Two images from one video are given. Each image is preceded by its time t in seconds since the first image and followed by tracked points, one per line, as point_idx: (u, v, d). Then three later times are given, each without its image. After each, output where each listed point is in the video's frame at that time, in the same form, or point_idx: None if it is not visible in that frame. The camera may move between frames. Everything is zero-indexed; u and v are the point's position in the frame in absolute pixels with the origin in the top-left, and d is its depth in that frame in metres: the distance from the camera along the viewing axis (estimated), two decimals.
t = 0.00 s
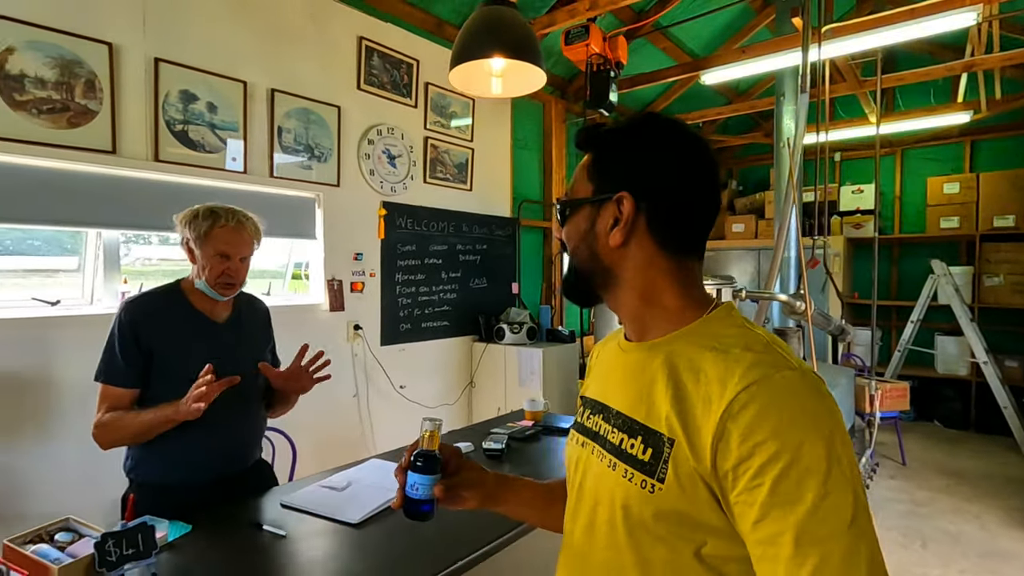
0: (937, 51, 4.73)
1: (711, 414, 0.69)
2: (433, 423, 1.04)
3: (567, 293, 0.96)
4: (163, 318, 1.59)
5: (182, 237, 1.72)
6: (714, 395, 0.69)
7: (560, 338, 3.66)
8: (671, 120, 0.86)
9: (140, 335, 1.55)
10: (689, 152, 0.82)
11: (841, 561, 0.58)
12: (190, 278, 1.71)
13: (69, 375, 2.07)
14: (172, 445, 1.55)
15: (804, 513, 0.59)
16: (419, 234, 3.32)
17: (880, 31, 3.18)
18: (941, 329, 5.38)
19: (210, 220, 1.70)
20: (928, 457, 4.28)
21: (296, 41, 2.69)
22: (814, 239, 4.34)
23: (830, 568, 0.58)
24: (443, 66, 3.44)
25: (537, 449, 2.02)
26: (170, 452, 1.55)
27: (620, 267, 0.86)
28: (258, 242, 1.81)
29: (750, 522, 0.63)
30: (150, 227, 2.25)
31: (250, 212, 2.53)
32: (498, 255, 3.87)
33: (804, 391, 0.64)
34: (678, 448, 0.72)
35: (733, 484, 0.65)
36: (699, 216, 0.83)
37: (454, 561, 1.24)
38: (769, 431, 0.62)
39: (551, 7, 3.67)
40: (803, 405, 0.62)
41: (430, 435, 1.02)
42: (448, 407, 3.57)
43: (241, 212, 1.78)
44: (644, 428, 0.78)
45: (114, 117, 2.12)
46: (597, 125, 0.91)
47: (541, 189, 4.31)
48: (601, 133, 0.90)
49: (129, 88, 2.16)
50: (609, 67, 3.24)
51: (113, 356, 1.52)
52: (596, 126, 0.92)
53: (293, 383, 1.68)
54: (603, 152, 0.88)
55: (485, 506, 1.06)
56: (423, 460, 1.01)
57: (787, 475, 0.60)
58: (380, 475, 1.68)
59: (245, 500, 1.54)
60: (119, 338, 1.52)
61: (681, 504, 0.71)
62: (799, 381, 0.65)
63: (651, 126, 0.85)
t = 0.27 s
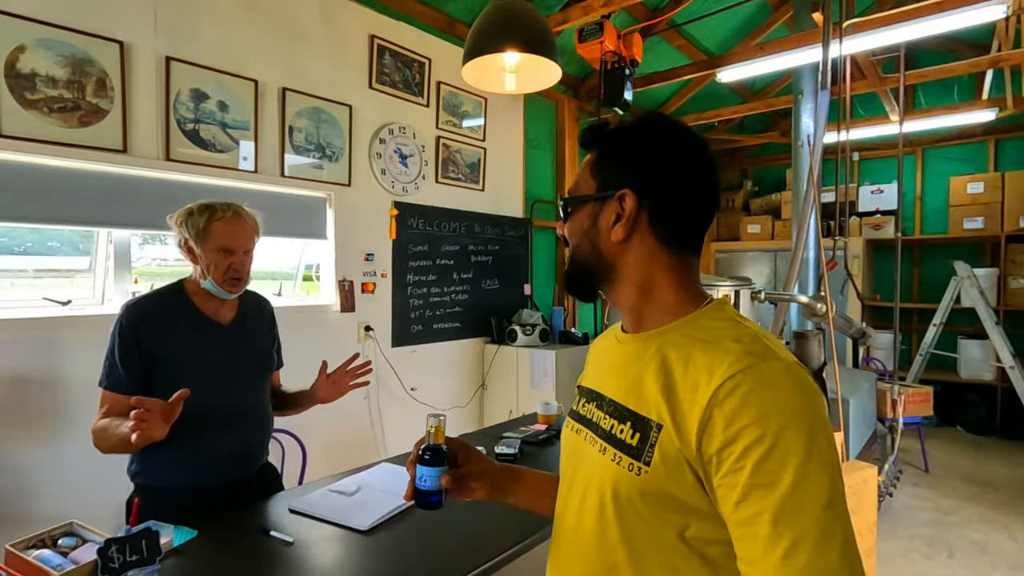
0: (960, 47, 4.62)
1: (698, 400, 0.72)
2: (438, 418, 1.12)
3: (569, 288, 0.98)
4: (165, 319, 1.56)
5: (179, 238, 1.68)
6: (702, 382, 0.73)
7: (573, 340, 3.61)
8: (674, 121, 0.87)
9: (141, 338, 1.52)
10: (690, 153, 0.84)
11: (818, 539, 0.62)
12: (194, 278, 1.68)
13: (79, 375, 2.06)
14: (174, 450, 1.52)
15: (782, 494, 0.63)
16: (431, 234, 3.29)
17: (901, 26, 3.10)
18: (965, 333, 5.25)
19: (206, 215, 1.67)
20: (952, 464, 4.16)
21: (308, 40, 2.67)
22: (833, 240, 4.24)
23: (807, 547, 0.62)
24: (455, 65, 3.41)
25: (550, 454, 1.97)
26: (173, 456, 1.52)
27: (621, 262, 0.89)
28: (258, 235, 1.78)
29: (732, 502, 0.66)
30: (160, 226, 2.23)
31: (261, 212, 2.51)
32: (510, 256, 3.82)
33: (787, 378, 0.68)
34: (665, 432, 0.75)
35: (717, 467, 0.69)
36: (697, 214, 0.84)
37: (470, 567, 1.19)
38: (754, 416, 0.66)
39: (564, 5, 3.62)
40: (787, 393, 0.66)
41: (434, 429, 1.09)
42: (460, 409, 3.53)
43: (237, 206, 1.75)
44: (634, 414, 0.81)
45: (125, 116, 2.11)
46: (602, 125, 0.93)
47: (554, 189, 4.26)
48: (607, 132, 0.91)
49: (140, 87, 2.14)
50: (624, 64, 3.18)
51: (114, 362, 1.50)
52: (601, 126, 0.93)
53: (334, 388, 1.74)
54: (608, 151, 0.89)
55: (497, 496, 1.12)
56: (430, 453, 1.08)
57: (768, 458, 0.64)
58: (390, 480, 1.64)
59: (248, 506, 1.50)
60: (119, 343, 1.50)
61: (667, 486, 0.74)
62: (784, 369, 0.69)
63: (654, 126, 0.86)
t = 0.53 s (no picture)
0: (978, 45, 4.51)
1: (666, 398, 0.76)
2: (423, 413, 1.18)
3: (555, 290, 1.02)
4: (160, 323, 1.52)
5: (171, 240, 1.64)
6: (671, 381, 0.77)
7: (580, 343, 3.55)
8: (644, 129, 0.91)
9: (137, 343, 1.48)
10: (662, 157, 0.88)
11: (776, 526, 0.66)
12: (190, 280, 1.64)
13: (77, 377, 2.03)
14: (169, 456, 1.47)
15: (744, 485, 0.67)
16: (435, 235, 3.25)
17: (919, 21, 3.01)
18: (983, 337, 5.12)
19: (193, 217, 1.61)
20: (970, 472, 4.04)
21: (312, 38, 2.64)
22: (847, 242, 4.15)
23: (766, 529, 0.66)
24: (461, 64, 3.37)
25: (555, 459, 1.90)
26: (168, 462, 1.47)
27: (601, 263, 0.92)
28: (250, 232, 1.72)
29: (699, 493, 0.71)
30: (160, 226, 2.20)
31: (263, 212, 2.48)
32: (517, 257, 3.77)
33: (748, 376, 0.72)
34: (637, 428, 0.80)
35: (686, 459, 0.73)
36: (671, 214, 0.88)
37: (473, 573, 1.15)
38: (718, 412, 0.70)
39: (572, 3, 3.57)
40: (748, 390, 0.70)
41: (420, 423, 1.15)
42: (465, 413, 3.48)
43: (223, 202, 1.68)
44: (608, 411, 0.86)
45: (125, 114, 2.08)
46: (578, 134, 0.97)
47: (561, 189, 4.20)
48: (582, 140, 0.95)
49: (141, 85, 2.11)
50: (633, 63, 3.12)
51: (108, 368, 1.45)
52: (576, 135, 0.97)
53: (329, 402, 1.69)
54: (585, 157, 0.92)
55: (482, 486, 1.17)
56: (416, 445, 1.15)
57: (731, 451, 0.68)
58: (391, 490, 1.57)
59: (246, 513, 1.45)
60: (114, 347, 1.45)
61: (639, 478, 0.79)
62: (746, 368, 0.73)
63: (627, 133, 0.91)
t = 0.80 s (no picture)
0: (989, 43, 4.44)
1: (658, 399, 0.73)
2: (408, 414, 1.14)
3: (546, 299, 0.96)
4: (163, 322, 1.47)
5: (177, 239, 1.61)
6: (661, 381, 0.73)
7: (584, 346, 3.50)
8: (622, 128, 0.87)
9: (139, 342, 1.43)
10: (642, 155, 0.84)
11: (770, 528, 0.63)
12: (195, 279, 1.60)
13: (72, 381, 1.99)
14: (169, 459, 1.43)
15: (737, 486, 0.63)
16: (437, 236, 3.21)
17: (930, 18, 2.94)
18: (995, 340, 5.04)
19: (200, 214, 1.57)
20: (983, 478, 3.96)
21: (311, 37, 2.60)
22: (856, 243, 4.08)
23: (759, 533, 0.63)
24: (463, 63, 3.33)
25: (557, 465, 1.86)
26: (169, 464, 1.43)
27: (591, 266, 0.87)
28: (258, 231, 1.68)
29: (693, 495, 0.67)
30: (157, 226, 2.17)
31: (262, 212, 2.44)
32: (520, 258, 3.73)
33: (739, 373, 0.69)
34: (629, 431, 0.76)
35: (678, 461, 0.69)
36: (657, 211, 0.85)
37: None
38: (710, 411, 0.66)
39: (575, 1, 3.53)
40: (740, 387, 0.67)
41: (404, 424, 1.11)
42: (467, 416, 3.43)
43: (233, 202, 1.64)
44: (599, 413, 0.82)
45: (121, 113, 2.04)
46: (551, 141, 0.92)
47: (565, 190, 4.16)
48: (556, 146, 0.90)
49: (137, 83, 2.08)
50: (638, 61, 3.07)
51: (111, 368, 1.42)
52: (550, 142, 0.93)
53: (329, 411, 1.65)
54: (563, 161, 0.88)
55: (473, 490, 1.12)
56: (402, 446, 1.10)
57: (724, 451, 0.65)
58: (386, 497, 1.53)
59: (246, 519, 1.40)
60: (116, 347, 1.42)
61: (631, 483, 0.75)
62: (737, 365, 0.70)
63: (601, 133, 0.86)
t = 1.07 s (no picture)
0: (993, 44, 4.42)
1: (652, 399, 0.72)
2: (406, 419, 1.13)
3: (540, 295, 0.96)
4: (185, 322, 1.48)
5: (199, 241, 1.62)
6: (656, 382, 0.73)
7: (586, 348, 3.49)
8: (637, 135, 0.86)
9: (161, 343, 1.44)
10: (651, 161, 0.83)
11: (764, 527, 0.62)
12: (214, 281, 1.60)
13: (75, 383, 1.99)
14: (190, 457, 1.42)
15: (730, 484, 0.63)
16: (440, 237, 3.20)
17: (934, 19, 2.93)
18: (999, 342, 5.02)
19: (222, 216, 1.58)
20: (988, 481, 3.94)
21: (314, 38, 2.60)
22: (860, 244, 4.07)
23: (752, 532, 0.62)
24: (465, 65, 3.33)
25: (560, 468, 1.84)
26: (191, 461, 1.43)
27: (588, 267, 0.86)
28: (279, 235, 1.69)
29: (687, 495, 0.67)
30: (159, 228, 2.17)
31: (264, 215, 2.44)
32: (522, 260, 3.72)
33: (733, 372, 0.68)
34: (625, 431, 0.75)
35: (673, 462, 0.69)
36: (660, 219, 0.83)
37: None
38: (704, 409, 0.66)
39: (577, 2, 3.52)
40: (734, 387, 0.66)
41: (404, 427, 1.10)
42: (469, 418, 3.43)
43: (255, 206, 1.65)
44: (596, 414, 0.81)
45: (124, 115, 2.04)
46: (568, 139, 0.92)
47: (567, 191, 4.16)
48: (571, 146, 0.90)
49: (140, 85, 2.08)
50: (641, 62, 3.06)
51: (136, 367, 1.43)
52: (567, 140, 0.92)
53: (339, 412, 1.60)
54: (574, 161, 0.87)
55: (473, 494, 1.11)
56: (403, 448, 1.09)
57: (718, 451, 0.64)
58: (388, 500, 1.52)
59: (265, 520, 1.38)
60: (140, 347, 1.43)
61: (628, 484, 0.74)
62: (731, 365, 0.70)
63: (615, 138, 0.85)
